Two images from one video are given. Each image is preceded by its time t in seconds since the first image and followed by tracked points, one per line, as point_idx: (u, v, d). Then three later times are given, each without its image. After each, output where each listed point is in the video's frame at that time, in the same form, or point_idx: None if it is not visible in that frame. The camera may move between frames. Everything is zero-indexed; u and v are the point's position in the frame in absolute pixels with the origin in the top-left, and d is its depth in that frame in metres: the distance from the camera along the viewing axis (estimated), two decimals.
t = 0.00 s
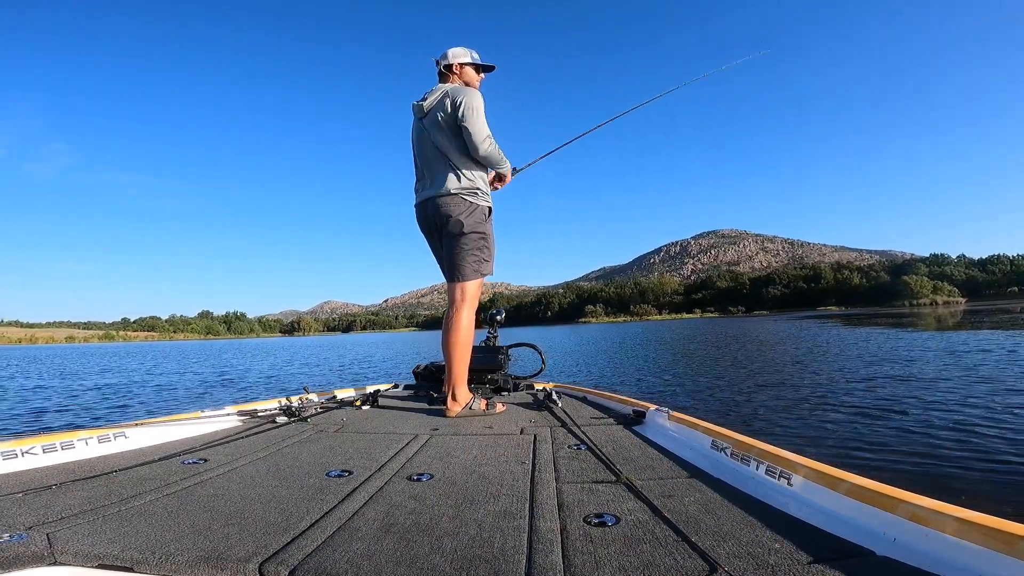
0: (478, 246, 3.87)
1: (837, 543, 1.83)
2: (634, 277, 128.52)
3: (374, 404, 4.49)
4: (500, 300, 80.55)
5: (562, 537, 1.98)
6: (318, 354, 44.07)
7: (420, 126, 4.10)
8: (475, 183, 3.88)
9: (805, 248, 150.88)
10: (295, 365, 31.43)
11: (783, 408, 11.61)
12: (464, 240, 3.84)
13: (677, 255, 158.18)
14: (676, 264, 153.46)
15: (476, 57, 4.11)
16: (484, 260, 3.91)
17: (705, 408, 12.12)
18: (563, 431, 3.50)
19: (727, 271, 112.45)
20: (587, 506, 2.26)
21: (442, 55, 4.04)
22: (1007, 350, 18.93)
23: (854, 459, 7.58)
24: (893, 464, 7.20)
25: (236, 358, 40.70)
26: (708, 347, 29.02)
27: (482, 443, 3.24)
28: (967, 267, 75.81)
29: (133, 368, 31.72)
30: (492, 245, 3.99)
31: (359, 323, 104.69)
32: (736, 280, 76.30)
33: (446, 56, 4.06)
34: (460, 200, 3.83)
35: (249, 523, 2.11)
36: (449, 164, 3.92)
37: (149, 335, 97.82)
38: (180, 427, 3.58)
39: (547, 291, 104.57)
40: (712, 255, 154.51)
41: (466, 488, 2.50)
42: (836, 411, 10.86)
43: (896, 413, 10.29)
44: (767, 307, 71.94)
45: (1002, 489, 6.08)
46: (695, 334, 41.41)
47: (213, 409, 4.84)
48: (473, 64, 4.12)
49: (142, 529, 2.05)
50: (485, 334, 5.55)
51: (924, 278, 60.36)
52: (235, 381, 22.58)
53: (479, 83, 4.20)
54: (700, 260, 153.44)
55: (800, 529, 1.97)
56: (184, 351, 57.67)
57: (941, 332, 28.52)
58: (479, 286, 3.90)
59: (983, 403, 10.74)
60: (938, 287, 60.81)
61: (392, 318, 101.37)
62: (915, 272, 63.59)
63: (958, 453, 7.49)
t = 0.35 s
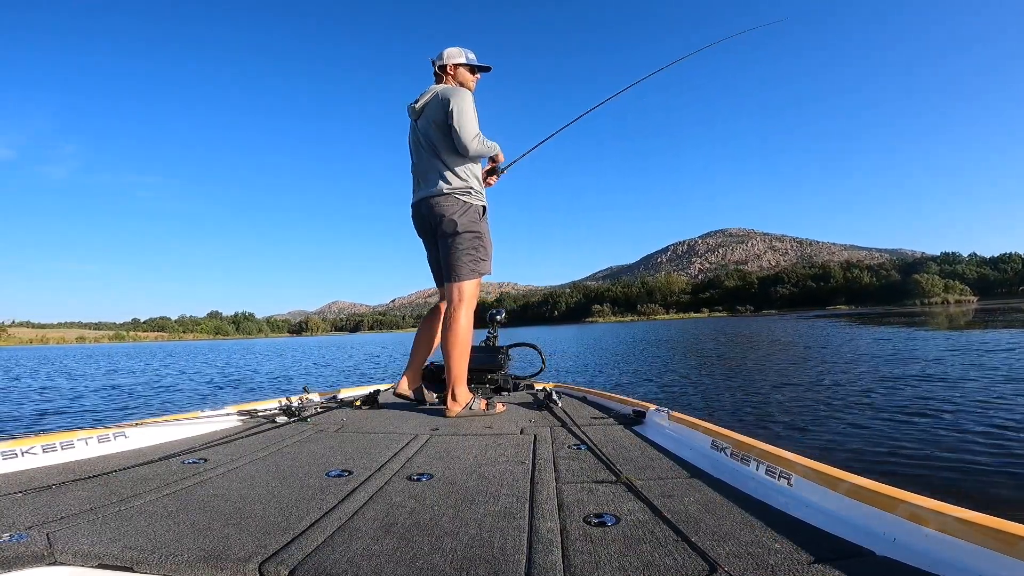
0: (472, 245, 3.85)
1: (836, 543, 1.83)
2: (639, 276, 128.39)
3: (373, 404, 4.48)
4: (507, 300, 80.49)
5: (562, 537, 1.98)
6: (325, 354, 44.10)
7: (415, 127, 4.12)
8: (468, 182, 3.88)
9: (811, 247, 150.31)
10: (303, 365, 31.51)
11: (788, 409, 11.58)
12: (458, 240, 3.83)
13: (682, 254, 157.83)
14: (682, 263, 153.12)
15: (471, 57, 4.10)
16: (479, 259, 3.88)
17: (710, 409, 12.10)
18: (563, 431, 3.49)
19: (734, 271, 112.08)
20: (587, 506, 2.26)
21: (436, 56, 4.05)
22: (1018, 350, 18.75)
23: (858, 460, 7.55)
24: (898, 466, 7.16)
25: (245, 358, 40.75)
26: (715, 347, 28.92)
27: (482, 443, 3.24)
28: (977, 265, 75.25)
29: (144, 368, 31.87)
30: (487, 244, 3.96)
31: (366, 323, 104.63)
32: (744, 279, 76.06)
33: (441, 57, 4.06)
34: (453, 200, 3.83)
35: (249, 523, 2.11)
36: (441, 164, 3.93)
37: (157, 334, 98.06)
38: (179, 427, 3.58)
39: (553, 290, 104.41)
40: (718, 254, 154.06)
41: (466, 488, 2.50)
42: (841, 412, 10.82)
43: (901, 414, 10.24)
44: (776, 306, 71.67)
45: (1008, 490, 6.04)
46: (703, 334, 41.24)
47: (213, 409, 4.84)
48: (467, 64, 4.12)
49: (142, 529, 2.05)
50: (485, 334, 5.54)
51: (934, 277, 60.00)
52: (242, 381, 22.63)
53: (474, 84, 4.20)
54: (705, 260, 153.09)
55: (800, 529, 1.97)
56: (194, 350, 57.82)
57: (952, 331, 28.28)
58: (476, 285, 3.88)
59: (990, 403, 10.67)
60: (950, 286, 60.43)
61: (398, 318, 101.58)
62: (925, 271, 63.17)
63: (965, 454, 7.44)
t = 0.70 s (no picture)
0: (460, 245, 3.82)
1: (838, 543, 1.83)
2: (645, 275, 128.34)
3: (373, 404, 4.47)
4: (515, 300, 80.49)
5: (563, 537, 1.97)
6: (334, 353, 44.14)
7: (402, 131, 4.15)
8: (453, 182, 3.86)
9: (817, 247, 149.99)
10: (310, 364, 31.60)
11: (792, 409, 11.56)
12: (444, 240, 3.80)
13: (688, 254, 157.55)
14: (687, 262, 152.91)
15: (457, 60, 4.10)
16: (468, 259, 3.85)
17: (714, 409, 12.08)
18: (563, 431, 3.49)
19: (741, 270, 111.85)
20: (587, 506, 2.26)
21: (421, 60, 4.05)
22: None
23: (863, 461, 7.53)
24: (903, 468, 7.13)
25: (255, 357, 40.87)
26: (722, 347, 28.86)
27: (482, 442, 3.24)
28: (988, 265, 74.79)
29: (153, 367, 32.01)
30: (475, 244, 3.93)
31: (375, 322, 104.83)
32: (752, 279, 75.86)
33: (427, 60, 4.06)
34: (438, 200, 3.83)
35: (249, 523, 2.11)
36: (427, 166, 3.93)
37: (165, 333, 98.44)
38: (180, 427, 3.58)
39: (559, 289, 104.27)
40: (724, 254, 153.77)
41: (466, 488, 2.50)
42: (845, 413, 10.78)
43: (907, 415, 10.19)
44: (783, 306, 71.44)
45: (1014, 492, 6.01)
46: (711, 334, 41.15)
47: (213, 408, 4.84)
48: (453, 66, 4.11)
49: (143, 529, 2.05)
50: (485, 334, 5.55)
51: (946, 277, 59.69)
52: (248, 380, 22.69)
53: (461, 86, 4.20)
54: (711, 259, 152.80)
55: (800, 529, 1.97)
56: (203, 348, 58.00)
57: (963, 332, 28.06)
58: (466, 285, 3.87)
59: (997, 405, 10.60)
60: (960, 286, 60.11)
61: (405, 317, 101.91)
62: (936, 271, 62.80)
63: (970, 456, 7.40)
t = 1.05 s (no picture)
0: (447, 245, 3.81)
1: (838, 543, 1.83)
2: (650, 275, 128.03)
3: (373, 404, 4.47)
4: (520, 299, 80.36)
5: (562, 537, 1.98)
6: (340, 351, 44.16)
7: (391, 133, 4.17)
8: (438, 184, 3.85)
9: (822, 247, 149.40)
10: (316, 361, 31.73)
11: (796, 411, 11.53)
12: (431, 241, 3.80)
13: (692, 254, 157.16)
14: (692, 262, 152.41)
15: (446, 63, 4.10)
16: (456, 259, 3.84)
17: (719, 410, 12.07)
18: (563, 431, 3.49)
19: (747, 270, 111.40)
20: (587, 506, 2.26)
21: (411, 63, 4.06)
22: None
23: (868, 463, 7.50)
24: (908, 470, 7.09)
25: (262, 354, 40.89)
26: (728, 348, 28.74)
27: (482, 443, 3.24)
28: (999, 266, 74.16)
29: (162, 363, 32.14)
30: (463, 244, 3.91)
31: (380, 320, 104.96)
32: (759, 279, 75.45)
33: (416, 63, 4.06)
34: (423, 202, 3.83)
35: (249, 523, 2.11)
36: (413, 168, 3.94)
37: (171, 331, 98.58)
38: (180, 427, 3.58)
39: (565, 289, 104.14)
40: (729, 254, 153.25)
41: (466, 488, 2.50)
42: (850, 415, 10.74)
43: (912, 418, 10.13)
44: (791, 306, 71.19)
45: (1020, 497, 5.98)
46: (718, 334, 40.98)
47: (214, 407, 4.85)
48: (442, 69, 4.11)
49: (142, 529, 2.05)
50: (485, 334, 5.55)
51: (957, 278, 59.16)
52: (253, 377, 22.73)
53: (450, 89, 4.20)
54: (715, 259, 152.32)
55: (800, 529, 1.97)
56: (212, 345, 58.12)
57: (974, 334, 27.82)
58: (457, 284, 3.86)
59: (1003, 408, 10.53)
60: (970, 287, 59.74)
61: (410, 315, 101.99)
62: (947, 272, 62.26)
63: (977, 459, 7.35)
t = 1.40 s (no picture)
0: (432, 247, 3.80)
1: (837, 543, 1.83)
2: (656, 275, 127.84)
3: (372, 404, 4.48)
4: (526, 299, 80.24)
5: (562, 537, 1.98)
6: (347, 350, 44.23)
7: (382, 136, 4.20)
8: (421, 185, 3.84)
9: (827, 247, 148.97)
10: (322, 360, 31.78)
11: (801, 412, 11.50)
12: (415, 243, 3.80)
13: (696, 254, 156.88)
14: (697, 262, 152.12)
15: (436, 65, 4.09)
16: (442, 260, 3.82)
17: (723, 411, 12.06)
18: (563, 432, 3.49)
19: (753, 270, 111.08)
20: (587, 506, 2.26)
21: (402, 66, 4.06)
22: None
23: (873, 465, 7.48)
24: (914, 472, 7.06)
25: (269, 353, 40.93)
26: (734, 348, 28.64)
27: (482, 442, 3.24)
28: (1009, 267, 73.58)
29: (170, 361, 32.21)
30: (449, 245, 3.89)
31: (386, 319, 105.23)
32: (767, 279, 75.15)
33: (406, 66, 4.07)
34: (406, 204, 3.83)
35: (248, 523, 2.11)
36: (399, 170, 3.95)
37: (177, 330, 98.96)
38: (180, 427, 3.58)
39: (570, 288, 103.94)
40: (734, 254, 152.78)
41: (466, 488, 2.49)
42: (854, 417, 10.71)
43: (918, 420, 10.09)
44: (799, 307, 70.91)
45: None
46: (726, 335, 40.82)
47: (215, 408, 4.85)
48: (432, 71, 4.10)
49: (141, 529, 2.05)
50: (485, 334, 5.55)
51: (967, 279, 58.78)
52: (258, 376, 22.75)
53: (439, 91, 4.20)
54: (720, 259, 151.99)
55: (800, 529, 1.97)
56: (220, 345, 58.00)
57: (984, 335, 27.58)
58: (446, 284, 3.85)
59: (1010, 410, 10.45)
60: (981, 288, 59.37)
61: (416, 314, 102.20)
62: (957, 273, 61.85)
63: (983, 460, 7.32)
